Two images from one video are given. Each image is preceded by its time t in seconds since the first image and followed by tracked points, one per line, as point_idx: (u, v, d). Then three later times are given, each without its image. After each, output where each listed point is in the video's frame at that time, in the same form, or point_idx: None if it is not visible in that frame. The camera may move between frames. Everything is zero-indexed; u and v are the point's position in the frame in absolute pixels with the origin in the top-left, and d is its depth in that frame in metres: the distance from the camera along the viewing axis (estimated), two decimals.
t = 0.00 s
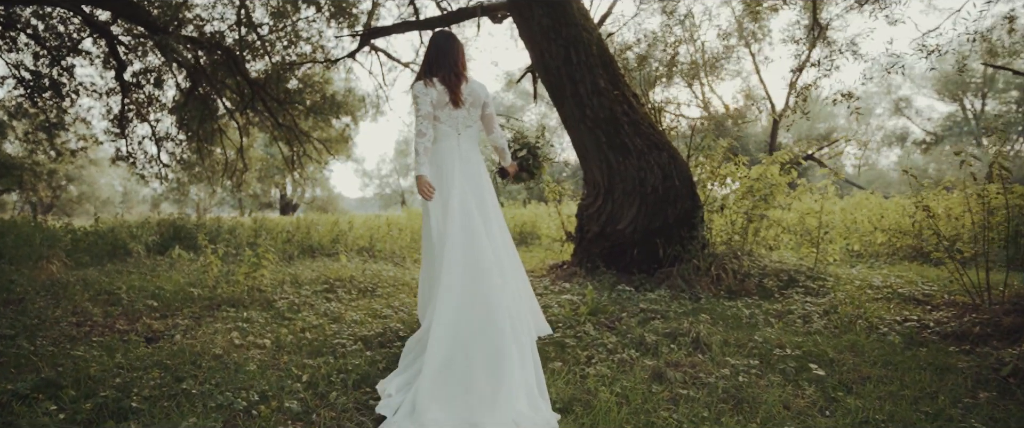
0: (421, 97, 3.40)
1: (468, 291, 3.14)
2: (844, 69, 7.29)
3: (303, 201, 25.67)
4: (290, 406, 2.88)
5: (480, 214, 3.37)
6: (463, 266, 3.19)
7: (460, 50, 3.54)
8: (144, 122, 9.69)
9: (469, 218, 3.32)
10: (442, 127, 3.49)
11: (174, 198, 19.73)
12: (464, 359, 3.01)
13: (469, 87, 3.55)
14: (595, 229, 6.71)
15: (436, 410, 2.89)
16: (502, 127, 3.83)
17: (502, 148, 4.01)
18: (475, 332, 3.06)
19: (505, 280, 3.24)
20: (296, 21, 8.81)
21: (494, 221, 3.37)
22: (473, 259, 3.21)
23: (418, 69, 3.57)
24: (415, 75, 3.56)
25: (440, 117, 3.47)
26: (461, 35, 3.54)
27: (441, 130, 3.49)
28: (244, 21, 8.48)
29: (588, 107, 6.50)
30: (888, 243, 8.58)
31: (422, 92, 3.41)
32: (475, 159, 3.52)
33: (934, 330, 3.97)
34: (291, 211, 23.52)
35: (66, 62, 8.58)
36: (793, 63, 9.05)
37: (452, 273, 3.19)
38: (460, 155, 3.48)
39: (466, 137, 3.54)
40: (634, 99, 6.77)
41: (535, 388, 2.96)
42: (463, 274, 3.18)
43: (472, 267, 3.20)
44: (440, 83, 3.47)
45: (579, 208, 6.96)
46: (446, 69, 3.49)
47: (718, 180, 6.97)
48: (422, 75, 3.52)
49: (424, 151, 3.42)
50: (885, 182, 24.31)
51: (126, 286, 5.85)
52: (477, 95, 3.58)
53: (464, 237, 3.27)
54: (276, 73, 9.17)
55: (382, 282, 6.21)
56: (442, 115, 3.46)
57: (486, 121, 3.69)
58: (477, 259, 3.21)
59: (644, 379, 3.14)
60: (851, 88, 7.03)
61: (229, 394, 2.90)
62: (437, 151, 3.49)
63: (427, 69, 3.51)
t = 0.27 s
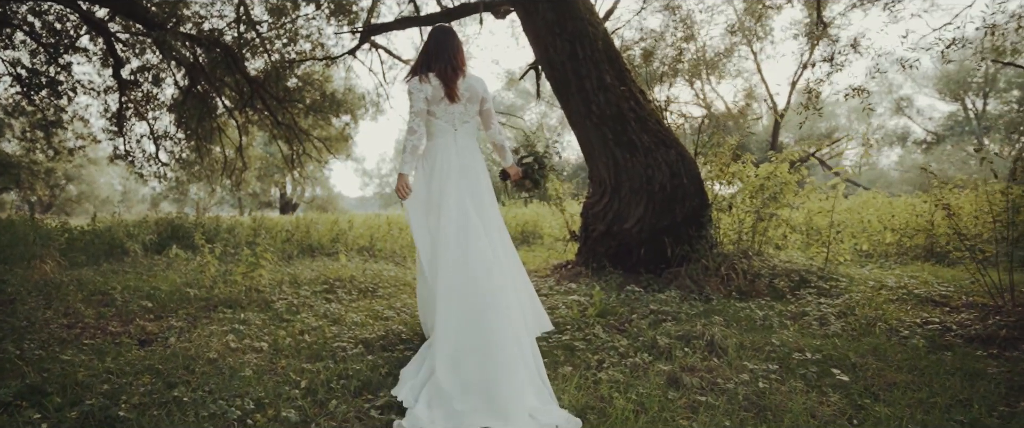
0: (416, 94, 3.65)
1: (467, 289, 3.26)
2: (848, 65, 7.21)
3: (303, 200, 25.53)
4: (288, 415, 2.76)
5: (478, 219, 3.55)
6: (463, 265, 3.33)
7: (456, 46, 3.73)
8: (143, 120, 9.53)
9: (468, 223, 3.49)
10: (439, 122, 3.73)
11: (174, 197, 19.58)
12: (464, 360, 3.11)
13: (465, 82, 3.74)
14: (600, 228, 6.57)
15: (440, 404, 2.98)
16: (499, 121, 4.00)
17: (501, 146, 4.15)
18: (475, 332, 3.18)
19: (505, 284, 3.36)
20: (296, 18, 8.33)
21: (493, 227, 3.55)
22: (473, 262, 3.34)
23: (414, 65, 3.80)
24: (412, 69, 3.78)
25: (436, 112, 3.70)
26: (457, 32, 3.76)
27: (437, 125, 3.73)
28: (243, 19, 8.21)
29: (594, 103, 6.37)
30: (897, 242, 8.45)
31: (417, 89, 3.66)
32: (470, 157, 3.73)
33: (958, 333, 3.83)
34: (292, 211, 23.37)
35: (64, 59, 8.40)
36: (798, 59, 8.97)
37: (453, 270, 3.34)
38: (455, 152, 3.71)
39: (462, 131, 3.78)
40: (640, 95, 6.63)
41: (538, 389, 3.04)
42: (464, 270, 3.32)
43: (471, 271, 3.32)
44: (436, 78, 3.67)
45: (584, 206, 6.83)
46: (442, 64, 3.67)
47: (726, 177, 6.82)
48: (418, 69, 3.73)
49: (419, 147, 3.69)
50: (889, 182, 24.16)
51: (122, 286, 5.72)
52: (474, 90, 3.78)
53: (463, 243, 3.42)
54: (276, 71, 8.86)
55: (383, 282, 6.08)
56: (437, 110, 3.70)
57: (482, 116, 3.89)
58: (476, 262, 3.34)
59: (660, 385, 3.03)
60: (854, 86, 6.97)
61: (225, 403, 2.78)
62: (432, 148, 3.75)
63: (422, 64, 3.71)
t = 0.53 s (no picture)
0: (416, 88, 3.64)
1: (471, 285, 3.25)
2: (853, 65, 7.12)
3: (303, 200, 25.39)
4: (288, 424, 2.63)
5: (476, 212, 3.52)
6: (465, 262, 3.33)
7: (459, 42, 3.71)
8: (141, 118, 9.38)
9: (467, 217, 3.48)
10: (439, 117, 3.69)
11: (173, 196, 19.43)
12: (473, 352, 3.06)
13: (466, 76, 3.72)
14: (607, 227, 6.43)
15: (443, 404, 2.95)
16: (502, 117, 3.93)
17: (503, 143, 4.00)
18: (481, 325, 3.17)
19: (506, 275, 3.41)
20: (296, 16, 8.39)
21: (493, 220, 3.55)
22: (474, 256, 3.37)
23: (416, 60, 3.79)
24: (414, 64, 3.77)
25: (435, 108, 3.67)
26: (460, 27, 3.73)
27: (437, 121, 3.70)
28: (243, 17, 8.13)
29: (602, 99, 6.23)
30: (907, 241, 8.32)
31: (417, 83, 3.65)
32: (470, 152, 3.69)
33: (984, 336, 3.70)
34: (291, 210, 23.21)
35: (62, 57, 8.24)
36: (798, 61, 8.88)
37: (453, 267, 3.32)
38: (454, 148, 3.67)
39: (463, 127, 3.73)
40: (648, 91, 6.50)
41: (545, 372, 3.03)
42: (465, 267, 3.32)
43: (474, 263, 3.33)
44: (437, 72, 3.66)
45: (590, 205, 6.69)
46: (443, 59, 3.66)
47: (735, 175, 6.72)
48: (420, 64, 3.72)
49: (416, 143, 3.66)
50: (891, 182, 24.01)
51: (118, 287, 5.59)
52: (475, 85, 3.75)
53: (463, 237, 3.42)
54: (276, 69, 8.74)
55: (386, 282, 5.94)
56: (436, 105, 3.67)
57: (484, 112, 3.83)
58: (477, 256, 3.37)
59: (679, 391, 2.90)
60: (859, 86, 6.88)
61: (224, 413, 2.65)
62: (431, 145, 3.71)
63: (423, 59, 3.70)
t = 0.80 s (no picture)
0: (420, 87, 3.73)
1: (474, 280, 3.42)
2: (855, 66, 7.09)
3: (303, 200, 25.26)
4: None
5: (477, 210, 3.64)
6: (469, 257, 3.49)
7: (463, 42, 3.84)
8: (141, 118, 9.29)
9: (471, 215, 3.60)
10: (443, 115, 3.78)
11: (173, 196, 19.33)
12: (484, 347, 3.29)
13: (470, 74, 3.81)
14: (614, 228, 6.33)
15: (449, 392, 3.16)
16: (508, 115, 3.99)
17: (507, 141, 4.01)
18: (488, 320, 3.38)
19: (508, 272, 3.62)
20: (297, 16, 8.32)
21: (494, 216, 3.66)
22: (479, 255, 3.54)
23: (422, 59, 3.91)
24: (420, 63, 3.88)
25: (439, 106, 3.77)
26: (465, 28, 3.85)
27: (440, 119, 3.79)
28: (244, 16, 8.08)
29: (609, 98, 6.14)
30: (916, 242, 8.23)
31: (421, 82, 3.74)
32: (473, 150, 3.79)
33: (1007, 340, 3.61)
34: (291, 210, 23.10)
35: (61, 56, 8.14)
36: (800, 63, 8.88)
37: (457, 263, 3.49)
38: (456, 145, 3.76)
39: (466, 125, 3.82)
40: (655, 90, 6.40)
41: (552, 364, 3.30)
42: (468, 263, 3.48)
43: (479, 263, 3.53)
44: (441, 71, 3.76)
45: (597, 205, 6.60)
46: (448, 59, 3.77)
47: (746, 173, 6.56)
48: (424, 62, 3.82)
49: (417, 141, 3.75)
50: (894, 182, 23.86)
51: (116, 288, 5.48)
52: (479, 83, 3.83)
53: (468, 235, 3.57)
54: (276, 69, 8.71)
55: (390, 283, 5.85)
56: (440, 103, 3.76)
57: (489, 109, 3.92)
58: (483, 255, 3.55)
59: (698, 397, 2.81)
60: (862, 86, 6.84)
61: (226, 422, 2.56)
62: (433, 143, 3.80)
63: (428, 59, 3.82)
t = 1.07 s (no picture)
0: (427, 87, 3.89)
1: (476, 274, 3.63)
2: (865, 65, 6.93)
3: (303, 200, 25.10)
4: None
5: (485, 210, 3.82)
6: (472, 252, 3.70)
7: (471, 42, 3.97)
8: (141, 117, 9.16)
9: (475, 213, 3.79)
10: (449, 114, 3.93)
11: (173, 196, 19.17)
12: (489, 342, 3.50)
13: (476, 75, 3.95)
14: (624, 228, 6.22)
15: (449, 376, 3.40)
16: (513, 113, 4.13)
17: (515, 141, 4.17)
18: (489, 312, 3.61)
19: (514, 270, 3.82)
20: (298, 15, 8.38)
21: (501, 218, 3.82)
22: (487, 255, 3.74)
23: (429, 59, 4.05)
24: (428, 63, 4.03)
25: (446, 106, 3.92)
26: (472, 29, 3.98)
27: (447, 118, 3.94)
28: (244, 15, 8.03)
29: (619, 97, 6.03)
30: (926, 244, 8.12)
31: (428, 83, 3.90)
32: (480, 151, 3.94)
33: None
34: (291, 210, 22.94)
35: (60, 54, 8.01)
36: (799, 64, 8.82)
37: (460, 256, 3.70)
38: (463, 145, 3.91)
39: (472, 125, 3.97)
40: (666, 88, 6.29)
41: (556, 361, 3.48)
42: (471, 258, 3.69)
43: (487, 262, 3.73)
44: (447, 71, 3.90)
45: (606, 205, 6.50)
46: (455, 60, 3.91)
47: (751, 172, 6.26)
48: (432, 63, 3.96)
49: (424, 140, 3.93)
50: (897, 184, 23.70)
51: (116, 290, 5.36)
52: (485, 83, 3.97)
53: (476, 236, 3.76)
54: (276, 68, 8.71)
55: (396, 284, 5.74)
56: (447, 103, 3.91)
57: (494, 108, 4.06)
58: (491, 254, 3.75)
59: (726, 405, 2.71)
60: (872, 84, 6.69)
61: None
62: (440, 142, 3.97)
63: (436, 58, 3.95)
